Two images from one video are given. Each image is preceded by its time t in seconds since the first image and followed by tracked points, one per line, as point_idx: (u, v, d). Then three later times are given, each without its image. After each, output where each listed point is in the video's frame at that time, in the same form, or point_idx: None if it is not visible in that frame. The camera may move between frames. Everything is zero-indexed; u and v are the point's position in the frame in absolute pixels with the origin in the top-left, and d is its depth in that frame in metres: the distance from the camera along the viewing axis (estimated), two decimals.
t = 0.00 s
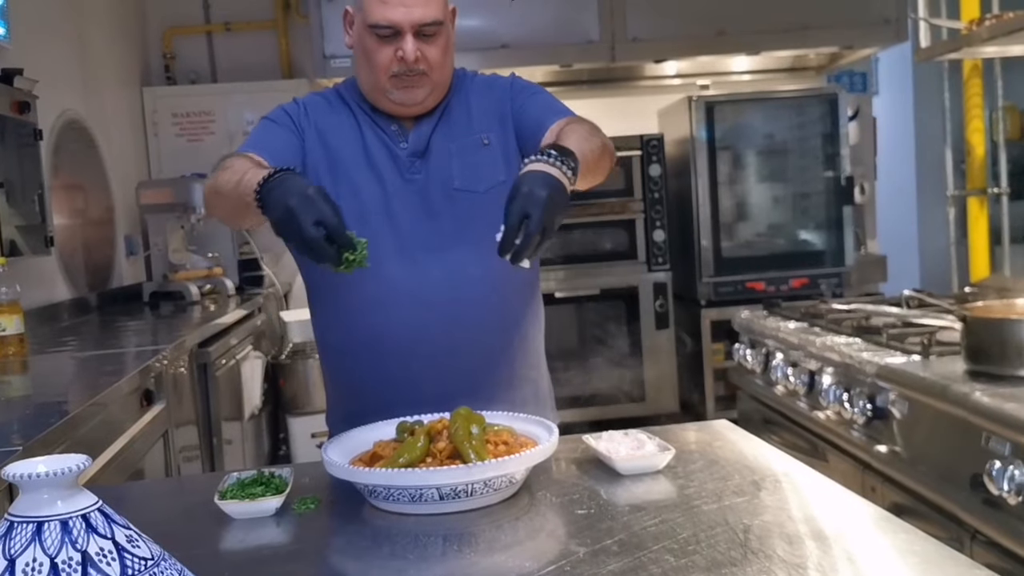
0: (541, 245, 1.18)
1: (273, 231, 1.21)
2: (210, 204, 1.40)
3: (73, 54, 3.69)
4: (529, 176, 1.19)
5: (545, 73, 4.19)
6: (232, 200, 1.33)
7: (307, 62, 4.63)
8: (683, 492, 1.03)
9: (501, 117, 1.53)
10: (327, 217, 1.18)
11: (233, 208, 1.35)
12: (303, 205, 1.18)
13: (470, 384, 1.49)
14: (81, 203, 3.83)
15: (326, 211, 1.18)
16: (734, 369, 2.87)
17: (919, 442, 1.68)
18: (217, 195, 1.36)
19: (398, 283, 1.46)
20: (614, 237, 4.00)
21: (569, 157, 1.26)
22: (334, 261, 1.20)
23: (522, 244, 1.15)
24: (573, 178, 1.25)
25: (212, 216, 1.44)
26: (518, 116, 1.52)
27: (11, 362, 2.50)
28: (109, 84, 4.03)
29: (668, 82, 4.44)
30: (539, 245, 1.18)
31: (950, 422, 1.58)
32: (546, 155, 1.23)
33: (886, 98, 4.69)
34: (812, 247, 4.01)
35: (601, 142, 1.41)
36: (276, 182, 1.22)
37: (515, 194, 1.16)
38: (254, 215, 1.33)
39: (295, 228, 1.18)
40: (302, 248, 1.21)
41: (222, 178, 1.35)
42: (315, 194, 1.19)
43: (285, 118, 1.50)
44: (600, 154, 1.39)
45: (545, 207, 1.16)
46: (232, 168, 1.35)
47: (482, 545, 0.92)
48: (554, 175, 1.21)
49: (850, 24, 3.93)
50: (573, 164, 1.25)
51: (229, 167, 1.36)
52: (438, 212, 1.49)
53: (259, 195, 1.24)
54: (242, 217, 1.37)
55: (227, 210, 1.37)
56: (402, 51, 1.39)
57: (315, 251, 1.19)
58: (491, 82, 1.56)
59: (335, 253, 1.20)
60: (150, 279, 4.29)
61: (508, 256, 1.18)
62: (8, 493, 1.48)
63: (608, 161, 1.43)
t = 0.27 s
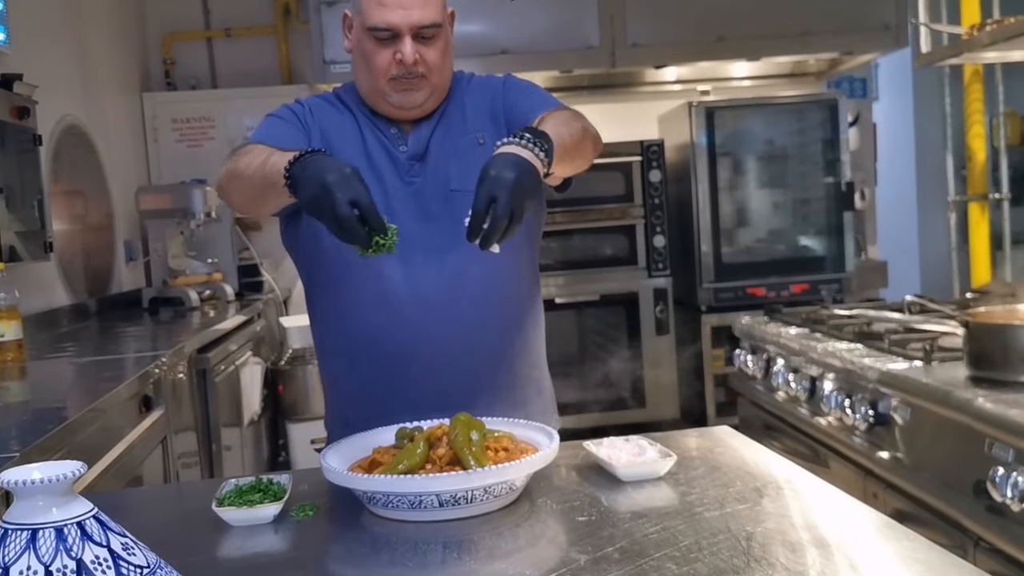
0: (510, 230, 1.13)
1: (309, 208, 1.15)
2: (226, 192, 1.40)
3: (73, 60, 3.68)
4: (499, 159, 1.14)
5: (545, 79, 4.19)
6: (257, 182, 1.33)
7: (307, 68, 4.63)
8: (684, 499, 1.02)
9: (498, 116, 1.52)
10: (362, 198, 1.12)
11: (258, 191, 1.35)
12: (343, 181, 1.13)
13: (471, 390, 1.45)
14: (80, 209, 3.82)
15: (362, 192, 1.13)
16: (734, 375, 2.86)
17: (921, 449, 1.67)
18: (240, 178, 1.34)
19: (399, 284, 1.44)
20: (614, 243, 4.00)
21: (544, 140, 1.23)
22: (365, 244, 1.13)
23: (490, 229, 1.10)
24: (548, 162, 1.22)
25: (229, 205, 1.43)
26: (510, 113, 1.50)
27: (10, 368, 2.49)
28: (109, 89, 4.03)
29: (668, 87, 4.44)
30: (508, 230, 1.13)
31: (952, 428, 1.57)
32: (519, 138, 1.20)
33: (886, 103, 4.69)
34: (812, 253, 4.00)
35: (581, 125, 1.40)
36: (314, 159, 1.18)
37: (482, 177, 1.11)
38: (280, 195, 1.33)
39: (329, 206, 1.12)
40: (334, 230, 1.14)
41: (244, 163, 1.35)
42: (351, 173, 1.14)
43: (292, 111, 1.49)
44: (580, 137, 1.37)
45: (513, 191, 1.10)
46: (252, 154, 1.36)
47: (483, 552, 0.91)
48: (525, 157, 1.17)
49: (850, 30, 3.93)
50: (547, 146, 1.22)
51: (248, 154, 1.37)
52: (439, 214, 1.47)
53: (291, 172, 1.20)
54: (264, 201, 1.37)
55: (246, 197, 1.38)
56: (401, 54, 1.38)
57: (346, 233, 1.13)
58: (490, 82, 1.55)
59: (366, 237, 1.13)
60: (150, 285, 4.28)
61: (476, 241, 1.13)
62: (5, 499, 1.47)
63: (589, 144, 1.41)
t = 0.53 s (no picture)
0: (495, 222, 1.12)
1: (326, 198, 1.13)
2: (233, 180, 1.37)
3: (72, 62, 3.68)
4: (481, 150, 1.13)
5: (545, 81, 4.19)
6: (270, 171, 1.31)
7: (307, 70, 4.62)
8: (685, 502, 1.01)
9: (496, 115, 1.51)
10: (380, 189, 1.11)
11: (269, 181, 1.32)
12: (363, 172, 1.11)
13: (469, 392, 1.43)
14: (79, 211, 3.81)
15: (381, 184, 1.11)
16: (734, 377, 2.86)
17: (922, 452, 1.66)
18: (253, 167, 1.32)
19: (397, 285, 1.42)
20: (614, 246, 3.99)
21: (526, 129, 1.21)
22: (377, 237, 1.11)
23: (474, 223, 1.09)
24: (531, 152, 1.21)
25: (235, 195, 1.41)
26: (502, 110, 1.49)
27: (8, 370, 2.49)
28: (108, 92, 4.03)
29: (668, 90, 4.43)
30: (492, 221, 1.12)
31: (953, 431, 1.56)
32: (501, 129, 1.19)
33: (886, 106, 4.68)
34: (813, 255, 3.99)
35: (566, 114, 1.38)
36: (334, 150, 1.17)
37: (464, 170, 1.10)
38: (294, 186, 1.31)
39: (346, 196, 1.11)
40: (349, 221, 1.13)
41: (257, 152, 1.33)
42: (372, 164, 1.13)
43: (293, 108, 1.48)
44: (565, 126, 1.35)
45: (494, 182, 1.09)
46: (264, 144, 1.34)
47: (481, 556, 0.90)
48: (508, 147, 1.16)
49: (850, 32, 3.93)
50: (530, 136, 1.21)
51: (259, 144, 1.35)
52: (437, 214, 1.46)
53: (309, 160, 1.19)
54: (273, 191, 1.35)
55: (254, 186, 1.36)
56: (398, 54, 1.38)
57: (360, 224, 1.11)
58: (487, 81, 1.54)
59: (379, 231, 1.12)
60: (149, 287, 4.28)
61: (462, 235, 1.13)
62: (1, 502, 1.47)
63: (576, 133, 1.39)
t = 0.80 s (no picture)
0: (488, 221, 1.11)
1: (331, 195, 1.12)
2: (235, 175, 1.37)
3: (69, 61, 3.67)
4: (471, 148, 1.12)
5: (544, 81, 4.18)
6: (274, 167, 1.30)
7: (305, 70, 4.62)
8: (683, 504, 1.01)
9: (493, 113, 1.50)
10: (384, 188, 1.10)
11: (272, 176, 1.31)
12: (369, 169, 1.11)
13: (466, 391, 1.42)
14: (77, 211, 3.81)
15: (385, 181, 1.10)
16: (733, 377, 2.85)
17: (921, 452, 1.65)
18: (257, 162, 1.32)
19: (394, 284, 1.42)
20: (613, 245, 3.98)
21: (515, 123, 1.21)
22: (378, 237, 1.10)
23: (467, 225, 1.09)
24: (520, 147, 1.20)
25: (237, 190, 1.40)
26: (496, 105, 1.48)
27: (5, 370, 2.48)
28: (106, 91, 4.02)
29: (667, 89, 4.43)
30: (485, 221, 1.11)
31: (953, 431, 1.56)
32: (490, 126, 1.18)
33: (885, 105, 4.68)
34: (812, 255, 3.99)
35: (556, 107, 1.37)
36: (340, 147, 1.16)
37: (455, 169, 1.09)
38: (297, 183, 1.30)
39: (350, 193, 1.10)
40: (352, 219, 1.12)
41: (261, 147, 1.32)
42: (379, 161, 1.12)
43: (291, 106, 1.48)
44: (554, 120, 1.33)
45: (484, 181, 1.08)
46: (269, 139, 1.33)
47: (478, 557, 0.90)
48: (496, 144, 1.15)
49: (849, 31, 3.92)
50: (518, 132, 1.20)
51: (264, 139, 1.34)
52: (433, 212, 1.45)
53: (315, 157, 1.18)
54: (275, 188, 1.34)
55: (256, 181, 1.35)
56: (395, 52, 1.37)
57: (363, 222, 1.10)
58: (484, 79, 1.53)
59: (381, 231, 1.11)
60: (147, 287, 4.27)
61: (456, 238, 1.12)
62: None
63: (565, 126, 1.37)
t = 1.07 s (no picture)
0: (479, 221, 1.11)
1: (331, 197, 1.11)
2: (234, 176, 1.36)
3: (67, 61, 3.66)
4: (459, 147, 1.11)
5: (542, 81, 4.18)
6: (273, 168, 1.29)
7: (304, 70, 4.61)
8: (683, 506, 1.00)
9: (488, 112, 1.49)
10: (384, 189, 1.10)
11: (271, 178, 1.31)
12: (369, 170, 1.10)
13: (464, 393, 1.42)
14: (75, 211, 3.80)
15: (384, 183, 1.10)
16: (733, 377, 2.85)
17: (921, 453, 1.65)
18: (257, 162, 1.31)
19: (390, 285, 1.41)
20: (612, 246, 3.98)
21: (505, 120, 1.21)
22: (378, 240, 1.10)
23: (457, 225, 1.08)
24: (509, 144, 1.19)
25: (236, 191, 1.39)
26: (492, 104, 1.47)
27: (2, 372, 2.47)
28: (104, 91, 4.01)
29: (666, 89, 4.43)
30: (476, 220, 1.10)
31: (953, 432, 1.55)
32: (479, 124, 1.18)
33: (885, 105, 4.68)
34: (811, 255, 3.98)
35: (548, 103, 1.36)
36: (340, 148, 1.16)
37: (444, 169, 1.08)
38: (296, 185, 1.29)
39: (350, 195, 1.09)
40: (352, 221, 1.11)
41: (261, 147, 1.31)
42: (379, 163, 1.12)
43: (288, 106, 1.47)
44: (546, 117, 1.32)
45: (473, 180, 1.08)
46: (269, 140, 1.32)
47: (476, 561, 0.89)
48: (485, 142, 1.15)
49: (848, 31, 3.92)
50: (507, 128, 1.19)
51: (264, 139, 1.34)
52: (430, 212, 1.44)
53: (315, 159, 1.18)
54: (274, 189, 1.33)
55: (255, 182, 1.34)
56: (391, 52, 1.36)
57: (363, 225, 1.10)
58: (481, 78, 1.52)
59: (381, 233, 1.10)
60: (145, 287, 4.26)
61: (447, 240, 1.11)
62: None
63: (558, 122, 1.36)
